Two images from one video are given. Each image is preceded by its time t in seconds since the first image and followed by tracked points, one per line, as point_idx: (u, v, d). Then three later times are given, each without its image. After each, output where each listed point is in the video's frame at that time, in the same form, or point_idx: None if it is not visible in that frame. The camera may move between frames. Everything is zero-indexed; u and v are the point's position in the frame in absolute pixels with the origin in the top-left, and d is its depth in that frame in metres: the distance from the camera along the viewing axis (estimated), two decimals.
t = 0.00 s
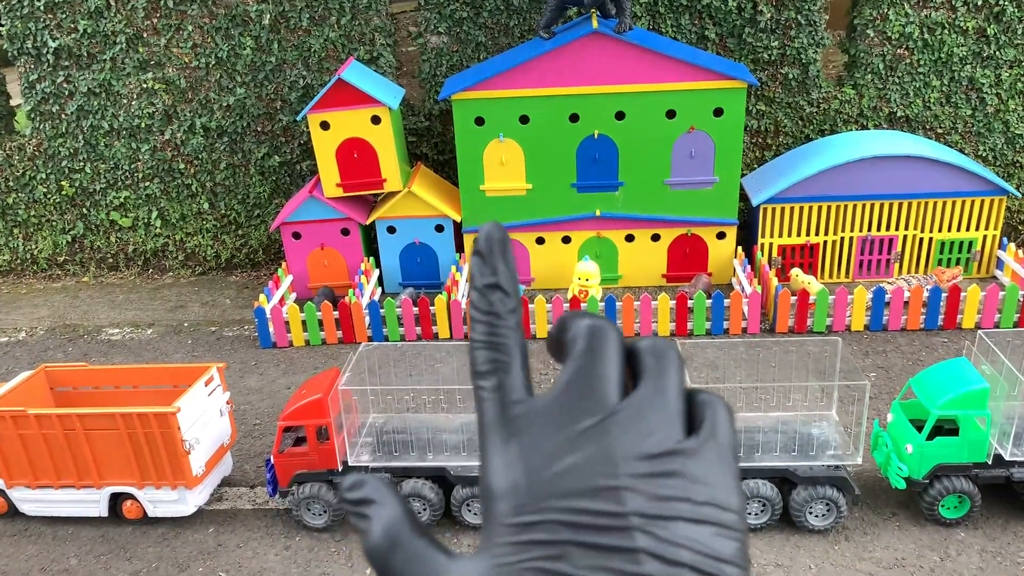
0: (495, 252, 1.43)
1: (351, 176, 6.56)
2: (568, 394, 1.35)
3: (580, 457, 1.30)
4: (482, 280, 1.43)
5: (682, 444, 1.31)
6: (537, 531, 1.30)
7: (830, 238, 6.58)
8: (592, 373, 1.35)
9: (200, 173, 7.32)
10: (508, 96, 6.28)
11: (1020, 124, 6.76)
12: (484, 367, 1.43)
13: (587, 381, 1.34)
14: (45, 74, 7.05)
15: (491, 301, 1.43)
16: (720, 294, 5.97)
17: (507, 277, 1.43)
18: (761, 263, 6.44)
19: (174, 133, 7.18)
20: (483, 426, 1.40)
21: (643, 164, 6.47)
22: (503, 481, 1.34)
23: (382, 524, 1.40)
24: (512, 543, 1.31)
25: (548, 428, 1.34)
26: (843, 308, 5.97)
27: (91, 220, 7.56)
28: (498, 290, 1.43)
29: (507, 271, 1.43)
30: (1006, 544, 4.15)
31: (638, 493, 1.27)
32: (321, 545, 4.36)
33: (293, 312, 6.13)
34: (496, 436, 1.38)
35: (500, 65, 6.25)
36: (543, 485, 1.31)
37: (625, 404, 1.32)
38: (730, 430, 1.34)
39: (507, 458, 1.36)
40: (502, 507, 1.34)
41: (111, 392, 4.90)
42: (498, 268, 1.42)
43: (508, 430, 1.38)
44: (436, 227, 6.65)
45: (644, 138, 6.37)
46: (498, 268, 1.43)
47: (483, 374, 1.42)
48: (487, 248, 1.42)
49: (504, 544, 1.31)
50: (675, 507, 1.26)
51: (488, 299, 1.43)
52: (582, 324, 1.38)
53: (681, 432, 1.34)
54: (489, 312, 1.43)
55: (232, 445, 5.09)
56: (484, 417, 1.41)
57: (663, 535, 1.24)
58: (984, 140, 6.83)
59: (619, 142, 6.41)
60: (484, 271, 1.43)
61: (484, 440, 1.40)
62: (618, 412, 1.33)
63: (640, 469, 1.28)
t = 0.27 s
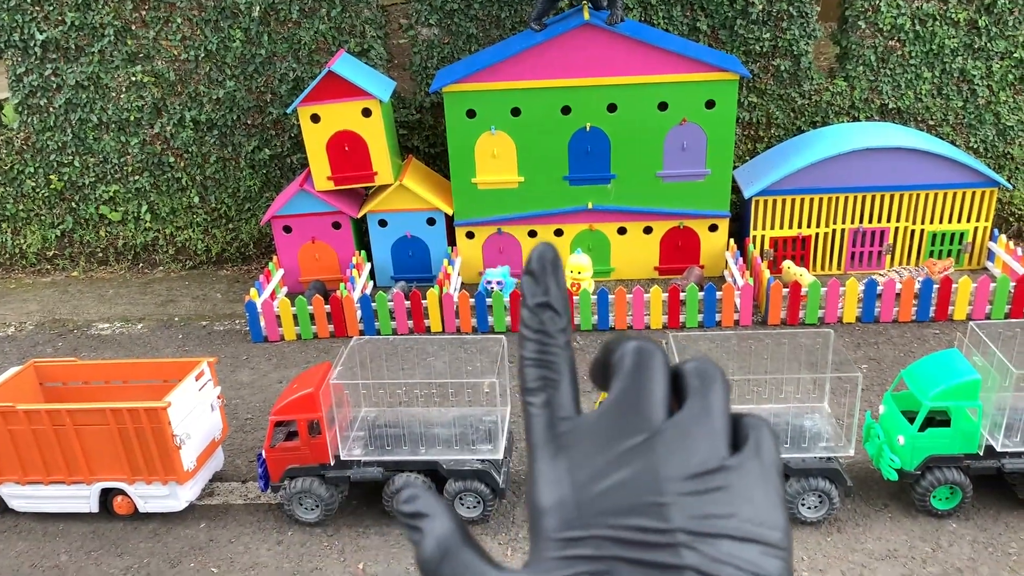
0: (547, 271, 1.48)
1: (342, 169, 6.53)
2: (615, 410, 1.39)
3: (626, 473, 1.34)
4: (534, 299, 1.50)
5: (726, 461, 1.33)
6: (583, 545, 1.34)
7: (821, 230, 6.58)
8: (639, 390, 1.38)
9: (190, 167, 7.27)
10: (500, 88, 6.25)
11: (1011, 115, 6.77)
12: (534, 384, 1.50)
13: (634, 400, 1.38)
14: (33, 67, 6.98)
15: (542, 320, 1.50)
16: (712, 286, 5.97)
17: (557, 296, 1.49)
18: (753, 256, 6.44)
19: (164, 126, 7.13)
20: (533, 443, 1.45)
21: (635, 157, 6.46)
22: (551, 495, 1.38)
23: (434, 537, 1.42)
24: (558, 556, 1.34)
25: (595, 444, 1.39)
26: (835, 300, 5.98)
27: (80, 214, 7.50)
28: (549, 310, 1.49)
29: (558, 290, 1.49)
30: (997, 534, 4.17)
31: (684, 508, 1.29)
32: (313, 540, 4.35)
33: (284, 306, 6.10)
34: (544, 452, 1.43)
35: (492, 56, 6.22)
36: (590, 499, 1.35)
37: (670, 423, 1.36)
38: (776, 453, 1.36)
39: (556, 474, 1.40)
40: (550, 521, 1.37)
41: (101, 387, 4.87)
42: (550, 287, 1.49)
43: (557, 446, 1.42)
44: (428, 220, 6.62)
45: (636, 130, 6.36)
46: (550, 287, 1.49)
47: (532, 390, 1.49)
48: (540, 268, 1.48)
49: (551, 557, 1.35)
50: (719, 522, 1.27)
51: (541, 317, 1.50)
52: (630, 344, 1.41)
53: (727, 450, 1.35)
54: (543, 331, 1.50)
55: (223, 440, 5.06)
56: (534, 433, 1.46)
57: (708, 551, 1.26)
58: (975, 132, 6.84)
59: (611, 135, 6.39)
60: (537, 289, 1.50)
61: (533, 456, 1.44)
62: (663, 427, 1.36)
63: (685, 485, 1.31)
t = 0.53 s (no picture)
0: (557, 229, 1.24)
1: (330, 166, 6.53)
2: (622, 387, 1.15)
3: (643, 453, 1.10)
4: (543, 260, 1.24)
5: (738, 433, 1.14)
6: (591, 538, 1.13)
7: (808, 225, 6.62)
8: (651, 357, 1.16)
9: (178, 164, 7.26)
10: (487, 85, 6.26)
11: (995, 110, 6.82)
12: (538, 353, 1.23)
13: (642, 369, 1.15)
14: (18, 65, 6.95)
15: (550, 281, 1.24)
16: (699, 282, 6.00)
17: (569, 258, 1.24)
18: (739, 250, 6.49)
19: (151, 124, 7.11)
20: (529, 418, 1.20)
21: (622, 153, 6.48)
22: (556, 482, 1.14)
23: (428, 509, 1.34)
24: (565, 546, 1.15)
25: (607, 425, 1.13)
26: (820, 295, 6.03)
27: (68, 212, 7.47)
28: (559, 271, 1.24)
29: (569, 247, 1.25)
30: (980, 526, 4.22)
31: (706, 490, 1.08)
32: (302, 537, 4.37)
33: (272, 304, 6.10)
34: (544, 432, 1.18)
35: (479, 53, 6.23)
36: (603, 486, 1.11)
37: (684, 392, 1.14)
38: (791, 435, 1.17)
39: (561, 457, 1.15)
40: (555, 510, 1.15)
41: (89, 385, 4.87)
42: (560, 247, 1.24)
43: (560, 423, 1.17)
44: (416, 216, 6.63)
45: (623, 126, 6.38)
46: (561, 247, 1.24)
47: (535, 360, 1.23)
48: (548, 226, 1.24)
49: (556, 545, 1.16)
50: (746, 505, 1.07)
51: (551, 279, 1.23)
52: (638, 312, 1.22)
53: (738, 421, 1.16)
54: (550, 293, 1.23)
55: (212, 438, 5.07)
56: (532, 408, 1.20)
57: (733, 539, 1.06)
58: (959, 127, 6.89)
59: (598, 131, 6.41)
60: (547, 249, 1.24)
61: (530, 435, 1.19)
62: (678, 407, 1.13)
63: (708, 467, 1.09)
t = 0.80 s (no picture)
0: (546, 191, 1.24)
1: (317, 168, 6.52)
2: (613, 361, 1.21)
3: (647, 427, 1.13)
4: (532, 222, 1.24)
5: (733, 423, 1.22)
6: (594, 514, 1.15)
7: (794, 226, 6.65)
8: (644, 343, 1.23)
9: (165, 167, 7.22)
10: (475, 86, 6.27)
11: (979, 111, 6.87)
12: (527, 321, 1.25)
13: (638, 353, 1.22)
14: (3, 67, 6.91)
15: (541, 245, 1.25)
16: (687, 282, 6.02)
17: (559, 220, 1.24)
18: (727, 251, 6.51)
19: (137, 126, 7.08)
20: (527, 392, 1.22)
21: (610, 154, 6.49)
22: (554, 453, 1.15)
23: (408, 493, 1.37)
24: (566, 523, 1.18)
25: (609, 394, 1.15)
26: (807, 295, 6.05)
27: (53, 215, 7.43)
28: (549, 235, 1.25)
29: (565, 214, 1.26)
30: (966, 524, 4.24)
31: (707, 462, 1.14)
32: (290, 540, 4.35)
33: (260, 306, 6.08)
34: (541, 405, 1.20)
35: (467, 55, 6.23)
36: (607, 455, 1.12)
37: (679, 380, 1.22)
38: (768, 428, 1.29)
39: (560, 428, 1.16)
40: (554, 485, 1.16)
41: (74, 390, 4.84)
42: (550, 206, 1.24)
43: (558, 397, 1.19)
44: (404, 218, 6.62)
45: (610, 128, 6.40)
46: (550, 208, 1.24)
47: (524, 328, 1.25)
48: (537, 185, 1.24)
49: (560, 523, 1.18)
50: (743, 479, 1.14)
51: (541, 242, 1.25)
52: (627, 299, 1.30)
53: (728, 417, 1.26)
54: (541, 257, 1.24)
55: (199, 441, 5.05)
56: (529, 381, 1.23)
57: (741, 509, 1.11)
58: (945, 127, 6.94)
59: (586, 133, 6.42)
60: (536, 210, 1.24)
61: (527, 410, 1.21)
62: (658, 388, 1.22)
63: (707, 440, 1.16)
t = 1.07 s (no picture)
0: (649, 202, 1.48)
1: (306, 171, 6.51)
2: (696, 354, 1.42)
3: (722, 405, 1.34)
4: (634, 226, 1.48)
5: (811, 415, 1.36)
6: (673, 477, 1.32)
7: (782, 230, 6.69)
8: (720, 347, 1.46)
9: (153, 170, 7.20)
10: (464, 90, 6.28)
11: (965, 115, 6.93)
12: (622, 307, 1.48)
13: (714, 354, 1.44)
14: None
15: (641, 245, 1.48)
16: (675, 286, 6.04)
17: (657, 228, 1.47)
18: (715, 255, 6.54)
19: (125, 129, 7.05)
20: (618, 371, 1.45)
21: (599, 158, 6.51)
22: (639, 420, 1.38)
23: (506, 451, 1.52)
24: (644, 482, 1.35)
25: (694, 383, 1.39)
26: (795, 298, 6.07)
27: (41, 219, 7.39)
28: (649, 237, 1.48)
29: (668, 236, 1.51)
30: (952, 526, 4.27)
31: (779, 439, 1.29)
32: (278, 544, 4.34)
33: (248, 310, 6.07)
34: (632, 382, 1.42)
35: (456, 59, 6.25)
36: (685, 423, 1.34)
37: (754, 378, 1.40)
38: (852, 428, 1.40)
39: (646, 401, 1.39)
40: (635, 444, 1.37)
41: (61, 394, 4.81)
42: (653, 216, 1.47)
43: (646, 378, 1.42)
44: (393, 222, 6.63)
45: (599, 132, 6.42)
46: (652, 215, 1.48)
47: (619, 313, 1.48)
48: (642, 195, 1.48)
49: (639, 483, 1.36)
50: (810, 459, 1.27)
51: (642, 245, 1.48)
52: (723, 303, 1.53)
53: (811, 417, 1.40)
54: (639, 260, 1.48)
55: (187, 446, 5.03)
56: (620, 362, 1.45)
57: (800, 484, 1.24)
58: (931, 131, 6.99)
59: (575, 136, 6.44)
60: (639, 217, 1.48)
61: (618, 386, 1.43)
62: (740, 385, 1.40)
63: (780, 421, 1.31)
